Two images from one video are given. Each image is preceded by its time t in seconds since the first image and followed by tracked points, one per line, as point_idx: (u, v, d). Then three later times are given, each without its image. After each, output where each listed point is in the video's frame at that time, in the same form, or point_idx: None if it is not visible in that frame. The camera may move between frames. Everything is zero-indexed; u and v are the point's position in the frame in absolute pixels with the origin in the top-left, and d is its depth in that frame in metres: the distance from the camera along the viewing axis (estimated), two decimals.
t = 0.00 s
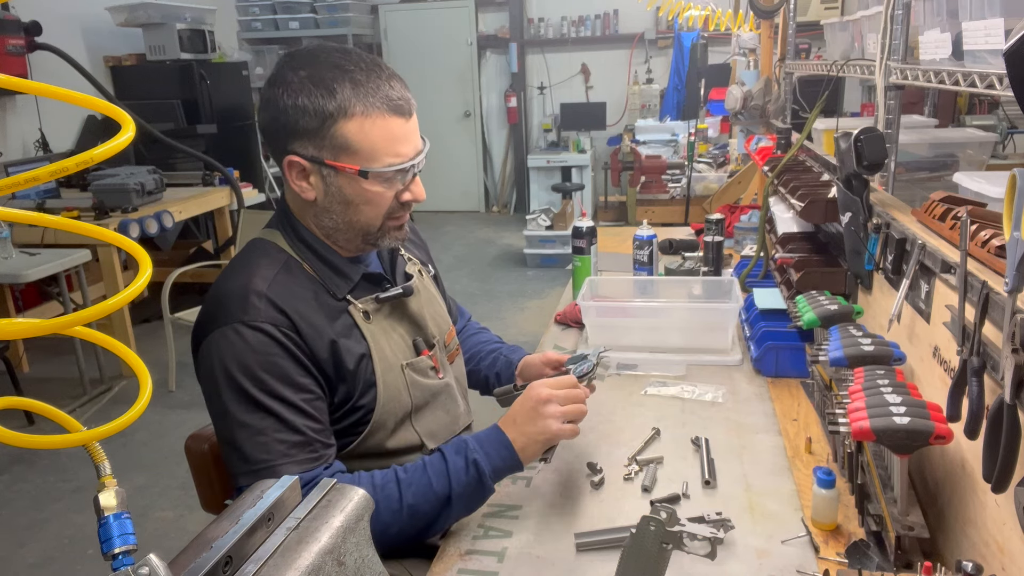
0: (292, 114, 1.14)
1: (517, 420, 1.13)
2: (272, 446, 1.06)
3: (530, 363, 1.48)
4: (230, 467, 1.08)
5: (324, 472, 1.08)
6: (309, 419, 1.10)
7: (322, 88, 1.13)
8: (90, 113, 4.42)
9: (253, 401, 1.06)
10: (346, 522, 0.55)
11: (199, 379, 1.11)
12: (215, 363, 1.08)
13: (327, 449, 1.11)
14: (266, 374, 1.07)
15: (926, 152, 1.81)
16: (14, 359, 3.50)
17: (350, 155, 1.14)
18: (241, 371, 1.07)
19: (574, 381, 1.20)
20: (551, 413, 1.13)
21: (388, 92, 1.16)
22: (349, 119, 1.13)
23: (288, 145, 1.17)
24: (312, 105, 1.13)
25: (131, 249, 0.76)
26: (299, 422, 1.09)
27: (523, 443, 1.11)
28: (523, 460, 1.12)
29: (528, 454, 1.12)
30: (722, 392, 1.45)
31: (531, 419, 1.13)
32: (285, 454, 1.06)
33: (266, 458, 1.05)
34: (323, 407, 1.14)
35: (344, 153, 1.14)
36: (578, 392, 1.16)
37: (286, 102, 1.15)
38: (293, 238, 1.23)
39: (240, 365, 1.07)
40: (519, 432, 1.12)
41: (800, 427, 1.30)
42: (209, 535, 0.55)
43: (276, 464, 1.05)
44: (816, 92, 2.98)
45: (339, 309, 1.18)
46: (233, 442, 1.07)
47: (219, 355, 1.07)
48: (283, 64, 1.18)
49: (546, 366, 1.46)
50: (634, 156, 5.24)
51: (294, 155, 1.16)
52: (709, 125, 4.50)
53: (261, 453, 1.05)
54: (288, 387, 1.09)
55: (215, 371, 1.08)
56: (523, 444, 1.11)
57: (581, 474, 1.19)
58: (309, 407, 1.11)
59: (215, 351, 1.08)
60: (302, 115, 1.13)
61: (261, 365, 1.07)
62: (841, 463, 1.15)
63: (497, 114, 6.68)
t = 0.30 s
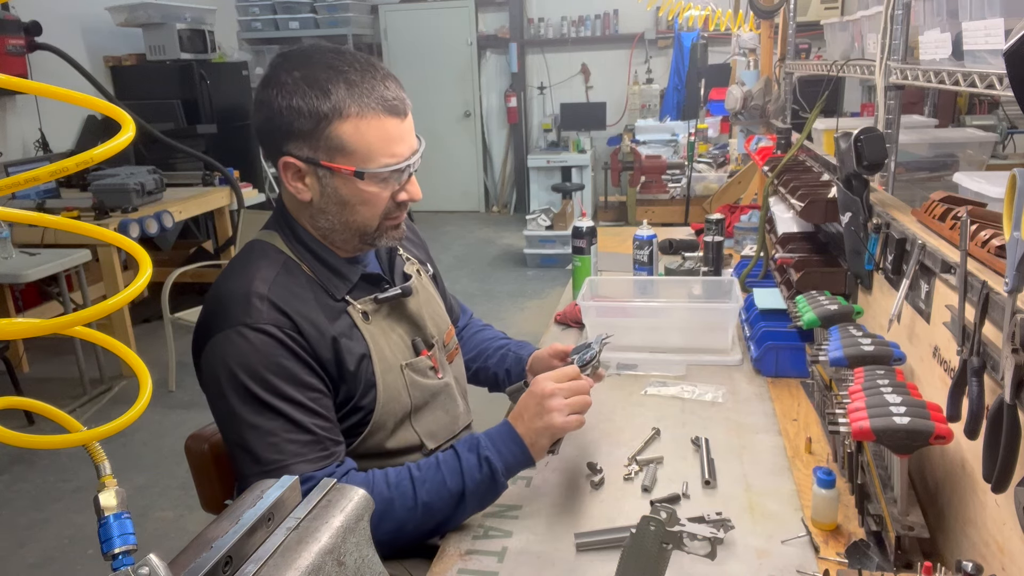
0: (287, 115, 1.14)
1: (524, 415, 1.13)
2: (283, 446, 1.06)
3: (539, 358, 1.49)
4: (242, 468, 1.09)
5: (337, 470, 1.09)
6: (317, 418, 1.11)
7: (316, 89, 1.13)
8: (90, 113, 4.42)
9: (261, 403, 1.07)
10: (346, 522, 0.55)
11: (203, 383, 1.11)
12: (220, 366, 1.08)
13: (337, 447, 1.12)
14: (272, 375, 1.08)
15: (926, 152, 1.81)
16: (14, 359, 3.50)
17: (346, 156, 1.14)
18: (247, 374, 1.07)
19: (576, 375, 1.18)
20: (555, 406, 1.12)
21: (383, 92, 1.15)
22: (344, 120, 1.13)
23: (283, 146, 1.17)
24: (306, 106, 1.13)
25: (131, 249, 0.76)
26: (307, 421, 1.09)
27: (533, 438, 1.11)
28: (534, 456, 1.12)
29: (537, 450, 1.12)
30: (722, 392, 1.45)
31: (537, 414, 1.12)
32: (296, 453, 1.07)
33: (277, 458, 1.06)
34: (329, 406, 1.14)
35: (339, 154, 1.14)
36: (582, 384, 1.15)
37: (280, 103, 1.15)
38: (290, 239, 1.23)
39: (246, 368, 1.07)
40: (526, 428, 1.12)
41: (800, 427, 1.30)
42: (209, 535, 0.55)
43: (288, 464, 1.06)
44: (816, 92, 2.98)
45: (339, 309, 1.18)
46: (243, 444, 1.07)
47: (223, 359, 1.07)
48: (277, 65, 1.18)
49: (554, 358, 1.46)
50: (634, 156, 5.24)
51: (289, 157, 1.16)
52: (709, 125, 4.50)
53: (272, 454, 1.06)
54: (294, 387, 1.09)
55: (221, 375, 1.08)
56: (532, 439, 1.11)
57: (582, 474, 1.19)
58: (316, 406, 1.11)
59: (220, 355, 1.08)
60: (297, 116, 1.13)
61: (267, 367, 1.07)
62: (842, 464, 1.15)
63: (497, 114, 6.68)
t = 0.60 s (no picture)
0: (285, 117, 1.14)
1: (531, 413, 1.13)
2: (287, 443, 1.07)
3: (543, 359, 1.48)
4: (245, 466, 1.09)
5: (343, 466, 1.10)
6: (320, 415, 1.11)
7: (314, 91, 1.12)
8: (90, 113, 4.42)
9: (264, 401, 1.07)
10: (346, 522, 0.55)
11: (205, 383, 1.11)
12: (221, 365, 1.08)
13: (340, 443, 1.12)
14: (275, 373, 1.08)
15: (926, 152, 1.81)
16: (14, 359, 3.50)
17: (343, 158, 1.14)
18: (249, 372, 1.07)
19: (581, 373, 1.19)
20: (562, 404, 1.12)
21: (380, 94, 1.15)
22: (341, 121, 1.12)
23: (281, 148, 1.17)
24: (303, 108, 1.13)
25: (131, 249, 0.76)
26: (310, 418, 1.09)
27: (539, 436, 1.11)
28: (541, 454, 1.12)
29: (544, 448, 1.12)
30: (722, 392, 1.45)
31: (544, 412, 1.12)
32: (300, 450, 1.07)
33: (281, 455, 1.06)
34: (332, 404, 1.15)
35: (337, 155, 1.14)
36: (589, 383, 1.16)
37: (277, 105, 1.15)
38: (289, 238, 1.23)
39: (248, 366, 1.07)
40: (532, 425, 1.12)
41: (800, 427, 1.30)
42: (209, 535, 0.55)
43: (292, 461, 1.06)
44: (816, 92, 2.98)
45: (339, 307, 1.18)
46: (247, 442, 1.07)
47: (225, 357, 1.07)
48: (275, 66, 1.18)
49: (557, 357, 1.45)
50: (634, 156, 5.24)
51: (287, 158, 1.16)
52: (709, 125, 4.49)
53: (276, 451, 1.06)
54: (297, 384, 1.10)
55: (222, 374, 1.07)
56: (539, 437, 1.11)
57: (582, 475, 1.18)
58: (318, 403, 1.11)
59: (221, 354, 1.08)
60: (295, 118, 1.13)
61: (268, 365, 1.07)
62: (842, 464, 1.15)
63: (497, 114, 6.68)
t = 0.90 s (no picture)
0: (285, 117, 1.14)
1: (534, 412, 1.13)
2: (289, 442, 1.06)
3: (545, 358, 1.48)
4: (248, 466, 1.08)
5: (346, 465, 1.10)
6: (322, 414, 1.11)
7: (315, 91, 1.12)
8: (90, 113, 4.42)
9: (267, 401, 1.07)
10: (346, 522, 0.55)
11: (206, 383, 1.10)
12: (222, 365, 1.07)
13: (343, 442, 1.12)
14: (277, 372, 1.08)
15: (926, 152, 1.81)
16: (14, 359, 3.50)
17: (344, 158, 1.14)
18: (251, 372, 1.07)
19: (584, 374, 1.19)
20: (565, 404, 1.12)
21: (381, 94, 1.15)
22: (342, 122, 1.12)
23: (282, 148, 1.17)
24: (304, 108, 1.13)
25: (131, 249, 0.76)
26: (312, 417, 1.09)
27: (543, 435, 1.12)
28: (544, 454, 1.12)
29: (547, 447, 1.12)
30: (722, 392, 1.45)
31: (547, 412, 1.12)
32: (302, 449, 1.07)
33: (283, 455, 1.06)
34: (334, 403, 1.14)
35: (338, 156, 1.14)
36: (592, 382, 1.16)
37: (278, 105, 1.15)
38: (289, 238, 1.23)
39: (250, 366, 1.07)
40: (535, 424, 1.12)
41: (800, 427, 1.30)
42: (209, 535, 0.55)
43: (295, 460, 1.06)
44: (816, 92, 2.98)
45: (340, 307, 1.19)
46: (249, 442, 1.07)
47: (226, 358, 1.07)
48: (276, 65, 1.18)
49: (559, 357, 1.45)
50: (634, 156, 5.24)
51: (288, 158, 1.16)
52: (709, 125, 4.49)
53: (279, 451, 1.06)
54: (299, 384, 1.10)
55: (224, 375, 1.07)
56: (542, 436, 1.12)
57: (582, 475, 1.18)
58: (321, 403, 1.11)
59: (223, 354, 1.08)
60: (296, 118, 1.13)
61: (269, 364, 1.07)
62: (842, 463, 1.15)
63: (497, 114, 6.68)
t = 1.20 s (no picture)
0: (287, 117, 1.14)
1: (533, 412, 1.13)
2: (289, 443, 1.06)
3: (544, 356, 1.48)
4: (248, 466, 1.08)
5: (346, 465, 1.10)
6: (322, 414, 1.11)
7: (315, 91, 1.12)
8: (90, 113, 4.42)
9: (267, 401, 1.07)
10: (346, 522, 0.55)
11: (207, 384, 1.10)
12: (222, 366, 1.07)
13: (343, 442, 1.12)
14: (277, 373, 1.07)
15: (926, 153, 1.81)
16: (14, 359, 3.50)
17: (345, 158, 1.14)
18: (251, 372, 1.06)
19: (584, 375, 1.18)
20: (565, 404, 1.12)
21: (381, 93, 1.15)
22: (343, 121, 1.12)
23: (283, 148, 1.17)
24: (305, 108, 1.13)
25: (131, 248, 0.76)
26: (311, 417, 1.09)
27: (542, 435, 1.11)
28: (543, 453, 1.12)
29: (546, 447, 1.12)
30: (722, 392, 1.45)
31: (546, 412, 1.12)
32: (302, 450, 1.07)
33: (283, 455, 1.06)
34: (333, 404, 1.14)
35: (339, 155, 1.14)
36: (592, 382, 1.16)
37: (279, 105, 1.15)
38: (289, 238, 1.23)
39: (250, 367, 1.07)
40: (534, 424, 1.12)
41: (800, 427, 1.30)
42: (209, 535, 0.55)
43: (295, 460, 1.06)
44: (816, 92, 2.98)
45: (340, 306, 1.19)
46: (249, 442, 1.07)
47: (226, 358, 1.07)
48: (275, 66, 1.18)
49: (560, 358, 1.45)
50: (634, 156, 5.24)
51: (289, 159, 1.16)
52: (709, 125, 4.49)
53: (279, 451, 1.06)
54: (299, 384, 1.10)
55: (224, 375, 1.07)
56: (542, 436, 1.11)
57: (582, 475, 1.18)
58: (320, 403, 1.11)
59: (223, 355, 1.08)
60: (297, 119, 1.13)
61: (269, 364, 1.07)
62: (842, 463, 1.15)
63: (497, 114, 6.68)
